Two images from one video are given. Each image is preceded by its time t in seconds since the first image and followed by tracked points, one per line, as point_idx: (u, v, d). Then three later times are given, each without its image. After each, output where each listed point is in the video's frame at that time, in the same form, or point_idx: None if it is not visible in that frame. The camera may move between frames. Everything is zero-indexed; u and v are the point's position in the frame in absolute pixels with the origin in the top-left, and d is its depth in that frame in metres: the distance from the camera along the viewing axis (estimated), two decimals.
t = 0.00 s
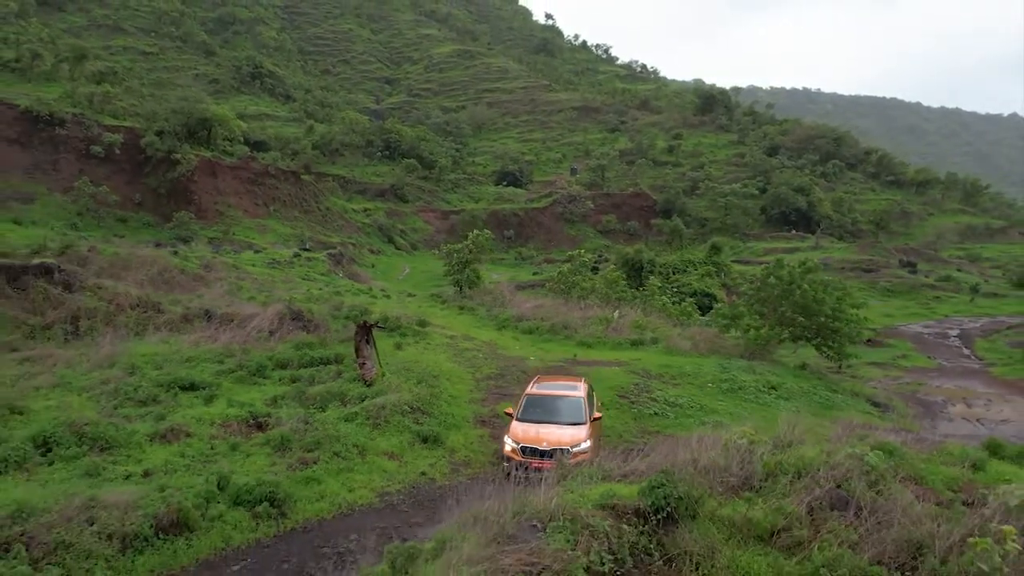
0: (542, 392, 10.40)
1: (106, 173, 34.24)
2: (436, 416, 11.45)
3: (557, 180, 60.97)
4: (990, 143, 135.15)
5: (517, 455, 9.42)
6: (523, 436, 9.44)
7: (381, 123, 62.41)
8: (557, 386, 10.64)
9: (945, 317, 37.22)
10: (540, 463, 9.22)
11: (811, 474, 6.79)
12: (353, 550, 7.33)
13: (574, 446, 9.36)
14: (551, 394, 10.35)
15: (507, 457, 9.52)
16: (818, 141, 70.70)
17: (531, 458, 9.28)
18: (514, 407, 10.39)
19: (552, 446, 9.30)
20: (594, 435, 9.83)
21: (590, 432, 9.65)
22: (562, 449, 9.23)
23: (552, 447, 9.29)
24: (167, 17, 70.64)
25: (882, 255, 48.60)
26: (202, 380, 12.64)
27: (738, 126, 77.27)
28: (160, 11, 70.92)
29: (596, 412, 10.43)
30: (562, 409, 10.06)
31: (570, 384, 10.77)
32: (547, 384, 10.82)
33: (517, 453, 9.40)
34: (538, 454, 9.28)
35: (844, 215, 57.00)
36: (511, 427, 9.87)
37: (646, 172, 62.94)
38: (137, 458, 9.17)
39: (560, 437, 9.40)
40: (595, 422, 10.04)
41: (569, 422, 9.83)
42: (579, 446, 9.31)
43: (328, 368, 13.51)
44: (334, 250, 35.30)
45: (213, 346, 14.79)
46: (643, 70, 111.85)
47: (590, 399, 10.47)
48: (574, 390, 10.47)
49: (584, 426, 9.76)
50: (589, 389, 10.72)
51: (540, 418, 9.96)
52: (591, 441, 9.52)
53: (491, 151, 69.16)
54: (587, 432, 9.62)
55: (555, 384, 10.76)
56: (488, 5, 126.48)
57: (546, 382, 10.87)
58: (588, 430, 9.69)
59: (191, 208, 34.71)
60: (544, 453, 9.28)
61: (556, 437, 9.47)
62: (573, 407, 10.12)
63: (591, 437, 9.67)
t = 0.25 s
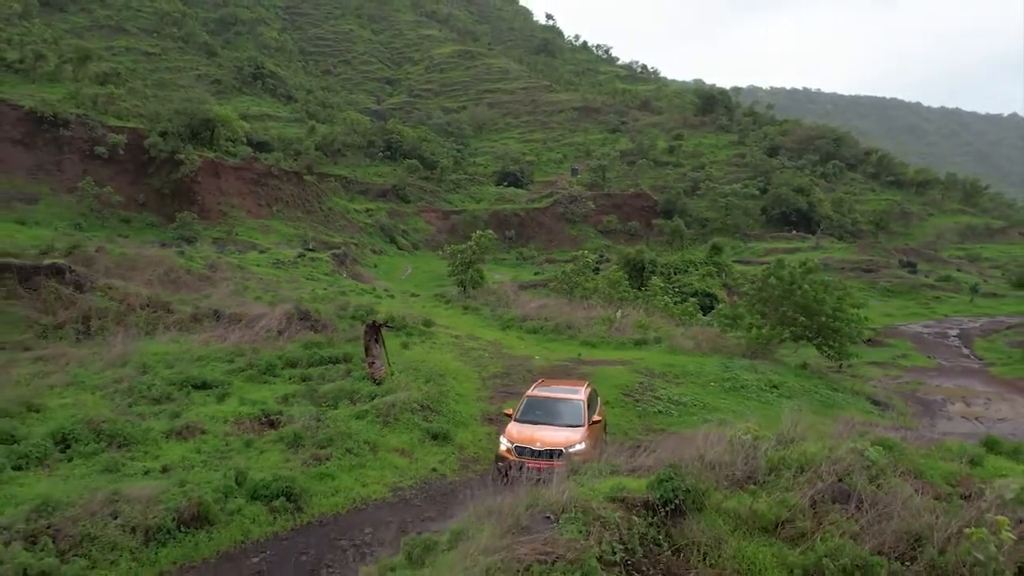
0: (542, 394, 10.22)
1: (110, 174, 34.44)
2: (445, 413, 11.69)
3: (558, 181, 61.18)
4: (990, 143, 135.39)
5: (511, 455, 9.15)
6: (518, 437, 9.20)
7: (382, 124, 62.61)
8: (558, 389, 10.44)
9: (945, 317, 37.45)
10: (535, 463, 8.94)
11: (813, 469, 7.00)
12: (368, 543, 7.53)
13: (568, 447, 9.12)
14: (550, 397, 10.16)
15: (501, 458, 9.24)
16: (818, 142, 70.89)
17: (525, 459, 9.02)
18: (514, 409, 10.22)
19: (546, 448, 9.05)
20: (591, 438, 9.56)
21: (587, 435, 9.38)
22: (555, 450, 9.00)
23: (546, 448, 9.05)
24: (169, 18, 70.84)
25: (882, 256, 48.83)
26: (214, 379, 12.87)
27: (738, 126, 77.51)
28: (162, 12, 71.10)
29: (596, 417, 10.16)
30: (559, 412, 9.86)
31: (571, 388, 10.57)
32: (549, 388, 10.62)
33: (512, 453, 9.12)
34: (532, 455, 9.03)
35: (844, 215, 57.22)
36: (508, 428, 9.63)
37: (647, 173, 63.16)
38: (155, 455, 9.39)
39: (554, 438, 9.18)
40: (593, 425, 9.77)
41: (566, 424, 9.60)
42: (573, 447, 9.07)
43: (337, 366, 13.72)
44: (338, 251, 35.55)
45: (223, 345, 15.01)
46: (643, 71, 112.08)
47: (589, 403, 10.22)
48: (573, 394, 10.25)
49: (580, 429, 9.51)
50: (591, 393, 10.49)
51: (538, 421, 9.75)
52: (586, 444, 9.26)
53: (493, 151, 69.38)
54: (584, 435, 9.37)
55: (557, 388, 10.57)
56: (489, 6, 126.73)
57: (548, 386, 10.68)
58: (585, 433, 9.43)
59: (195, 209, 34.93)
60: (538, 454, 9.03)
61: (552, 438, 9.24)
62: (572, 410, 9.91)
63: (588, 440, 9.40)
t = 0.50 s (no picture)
0: (542, 395, 10.34)
1: (114, 175, 34.68)
2: (453, 411, 11.96)
3: (559, 181, 61.42)
4: (991, 143, 135.57)
5: (506, 454, 9.31)
6: (513, 436, 9.35)
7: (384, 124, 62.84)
8: (558, 390, 10.54)
9: (944, 317, 37.70)
10: (528, 462, 9.06)
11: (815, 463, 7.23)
12: (382, 535, 7.76)
13: (562, 446, 9.21)
14: (548, 397, 10.28)
15: (497, 456, 9.40)
16: (818, 142, 71.10)
17: (519, 457, 9.15)
18: (513, 410, 10.36)
19: (540, 446, 9.15)
20: (588, 438, 9.61)
21: (583, 434, 9.45)
22: (549, 448, 9.10)
23: (540, 446, 9.15)
24: (171, 18, 71.06)
25: (882, 256, 49.07)
26: (226, 377, 13.14)
27: (738, 127, 77.76)
28: (164, 13, 71.32)
29: (595, 417, 10.21)
30: (557, 412, 9.97)
31: (572, 390, 10.67)
32: (550, 389, 10.74)
33: (506, 451, 9.28)
34: (526, 453, 9.15)
35: (844, 215, 57.46)
36: (506, 427, 9.78)
37: (648, 173, 63.39)
38: (172, 451, 9.63)
39: (548, 436, 9.29)
40: (591, 425, 9.83)
41: (562, 424, 9.70)
42: (566, 446, 9.15)
43: (346, 365, 13.97)
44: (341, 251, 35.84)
45: (233, 344, 15.25)
46: (644, 71, 112.31)
47: (588, 403, 10.28)
48: (572, 395, 10.34)
49: (576, 428, 9.58)
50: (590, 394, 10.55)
51: (535, 420, 9.89)
52: (581, 443, 9.33)
53: (494, 152, 69.61)
54: (580, 434, 9.44)
55: (557, 389, 10.69)
56: (489, 6, 126.96)
57: (549, 387, 10.79)
58: (581, 432, 9.50)
59: (198, 209, 35.17)
60: (532, 452, 9.14)
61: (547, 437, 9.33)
62: (569, 411, 10.00)
63: (584, 439, 9.45)
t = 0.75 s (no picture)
0: (539, 393, 10.49)
1: (118, 175, 34.98)
2: (461, 408, 12.28)
3: (561, 181, 61.73)
4: (991, 143, 135.87)
5: (498, 452, 9.50)
6: (505, 434, 9.54)
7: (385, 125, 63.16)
8: (556, 388, 10.67)
9: (943, 317, 38.01)
10: (519, 459, 9.24)
11: (814, 456, 7.53)
12: (397, 526, 8.06)
13: (554, 442, 9.34)
14: (544, 395, 10.41)
15: (490, 454, 9.60)
16: (818, 142, 71.42)
17: (510, 455, 9.35)
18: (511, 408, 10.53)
19: (531, 443, 9.32)
20: (581, 435, 9.72)
21: (574, 432, 9.57)
22: (540, 445, 9.25)
23: (530, 444, 9.32)
24: (173, 19, 71.39)
25: (881, 256, 49.38)
26: (239, 375, 13.44)
27: (739, 127, 78.10)
28: (167, 14, 71.69)
29: (590, 416, 10.30)
30: (552, 410, 10.10)
31: (570, 388, 10.78)
32: (548, 387, 10.88)
33: (498, 449, 9.47)
34: (516, 450, 9.33)
35: (844, 215, 57.75)
36: (501, 425, 9.97)
37: (648, 173, 63.68)
38: (190, 446, 9.93)
39: (540, 433, 9.44)
40: (585, 424, 9.94)
41: (554, 422, 9.84)
42: (557, 443, 9.29)
43: (355, 363, 14.28)
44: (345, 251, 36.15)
45: (243, 344, 15.55)
46: (644, 71, 112.64)
47: (583, 402, 10.36)
48: (568, 393, 10.44)
49: (569, 426, 9.70)
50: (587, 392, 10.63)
51: (530, 418, 10.06)
52: (572, 440, 9.45)
53: (495, 152, 69.94)
54: (572, 432, 9.57)
55: (554, 387, 10.81)
56: (490, 7, 127.25)
57: (548, 386, 10.92)
58: (573, 430, 9.62)
59: (202, 210, 35.49)
60: (523, 450, 9.32)
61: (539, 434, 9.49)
62: (563, 408, 10.12)
63: (576, 436, 9.57)
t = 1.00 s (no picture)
0: (536, 391, 10.90)
1: (124, 176, 35.41)
2: (470, 403, 12.73)
3: (561, 182, 62.18)
4: (990, 143, 136.24)
5: (492, 446, 9.96)
6: (499, 429, 10.00)
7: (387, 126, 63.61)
8: (554, 386, 11.06)
9: (940, 316, 38.45)
10: (510, 454, 9.71)
11: (807, 446, 7.99)
12: (412, 513, 8.51)
13: (545, 439, 9.73)
14: (540, 393, 10.82)
15: (484, 448, 10.07)
16: (817, 143, 71.86)
17: (502, 449, 9.81)
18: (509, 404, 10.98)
19: (523, 439, 9.74)
20: (575, 432, 10.06)
21: (567, 429, 9.91)
22: (531, 440, 9.66)
23: (523, 439, 9.73)
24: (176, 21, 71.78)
25: (880, 256, 49.81)
26: (254, 372, 13.89)
27: (738, 128, 78.53)
28: (169, 16, 72.09)
29: (587, 413, 10.60)
30: (547, 407, 10.50)
31: (569, 387, 11.13)
32: (547, 385, 11.27)
33: (492, 443, 9.95)
34: (508, 445, 9.79)
35: (843, 216, 58.18)
36: (497, 421, 10.43)
37: (649, 174, 64.12)
38: (212, 438, 10.38)
39: (533, 430, 9.84)
40: (581, 421, 10.28)
41: (549, 418, 10.21)
42: (549, 440, 9.67)
43: (366, 361, 14.73)
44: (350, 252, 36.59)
45: (256, 342, 16.00)
46: (644, 72, 113.04)
47: (580, 400, 10.68)
48: (565, 391, 10.79)
49: (562, 423, 10.05)
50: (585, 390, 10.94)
51: (525, 415, 10.50)
52: (564, 437, 9.80)
53: (496, 153, 70.40)
54: (564, 429, 9.92)
55: (553, 385, 11.19)
56: (491, 8, 127.57)
57: (547, 384, 11.32)
58: (566, 426, 9.97)
59: (207, 210, 35.96)
60: (514, 445, 9.77)
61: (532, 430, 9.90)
62: (559, 406, 10.48)
63: (569, 433, 9.92)
